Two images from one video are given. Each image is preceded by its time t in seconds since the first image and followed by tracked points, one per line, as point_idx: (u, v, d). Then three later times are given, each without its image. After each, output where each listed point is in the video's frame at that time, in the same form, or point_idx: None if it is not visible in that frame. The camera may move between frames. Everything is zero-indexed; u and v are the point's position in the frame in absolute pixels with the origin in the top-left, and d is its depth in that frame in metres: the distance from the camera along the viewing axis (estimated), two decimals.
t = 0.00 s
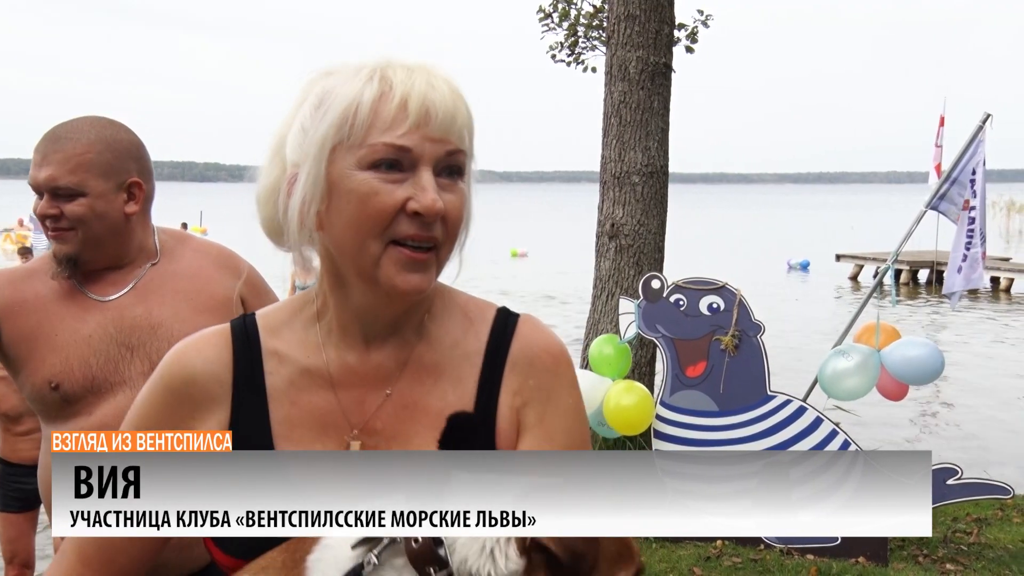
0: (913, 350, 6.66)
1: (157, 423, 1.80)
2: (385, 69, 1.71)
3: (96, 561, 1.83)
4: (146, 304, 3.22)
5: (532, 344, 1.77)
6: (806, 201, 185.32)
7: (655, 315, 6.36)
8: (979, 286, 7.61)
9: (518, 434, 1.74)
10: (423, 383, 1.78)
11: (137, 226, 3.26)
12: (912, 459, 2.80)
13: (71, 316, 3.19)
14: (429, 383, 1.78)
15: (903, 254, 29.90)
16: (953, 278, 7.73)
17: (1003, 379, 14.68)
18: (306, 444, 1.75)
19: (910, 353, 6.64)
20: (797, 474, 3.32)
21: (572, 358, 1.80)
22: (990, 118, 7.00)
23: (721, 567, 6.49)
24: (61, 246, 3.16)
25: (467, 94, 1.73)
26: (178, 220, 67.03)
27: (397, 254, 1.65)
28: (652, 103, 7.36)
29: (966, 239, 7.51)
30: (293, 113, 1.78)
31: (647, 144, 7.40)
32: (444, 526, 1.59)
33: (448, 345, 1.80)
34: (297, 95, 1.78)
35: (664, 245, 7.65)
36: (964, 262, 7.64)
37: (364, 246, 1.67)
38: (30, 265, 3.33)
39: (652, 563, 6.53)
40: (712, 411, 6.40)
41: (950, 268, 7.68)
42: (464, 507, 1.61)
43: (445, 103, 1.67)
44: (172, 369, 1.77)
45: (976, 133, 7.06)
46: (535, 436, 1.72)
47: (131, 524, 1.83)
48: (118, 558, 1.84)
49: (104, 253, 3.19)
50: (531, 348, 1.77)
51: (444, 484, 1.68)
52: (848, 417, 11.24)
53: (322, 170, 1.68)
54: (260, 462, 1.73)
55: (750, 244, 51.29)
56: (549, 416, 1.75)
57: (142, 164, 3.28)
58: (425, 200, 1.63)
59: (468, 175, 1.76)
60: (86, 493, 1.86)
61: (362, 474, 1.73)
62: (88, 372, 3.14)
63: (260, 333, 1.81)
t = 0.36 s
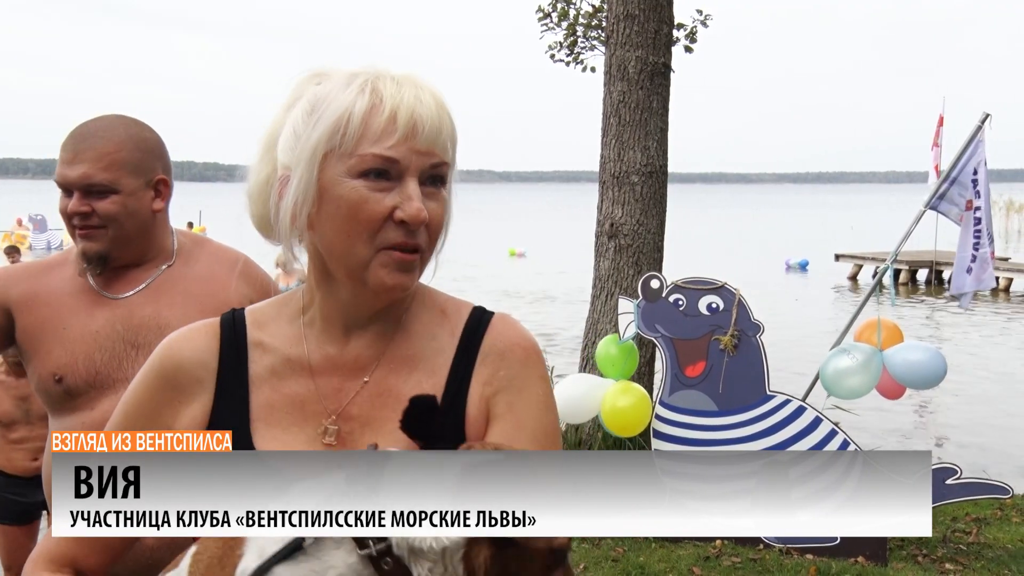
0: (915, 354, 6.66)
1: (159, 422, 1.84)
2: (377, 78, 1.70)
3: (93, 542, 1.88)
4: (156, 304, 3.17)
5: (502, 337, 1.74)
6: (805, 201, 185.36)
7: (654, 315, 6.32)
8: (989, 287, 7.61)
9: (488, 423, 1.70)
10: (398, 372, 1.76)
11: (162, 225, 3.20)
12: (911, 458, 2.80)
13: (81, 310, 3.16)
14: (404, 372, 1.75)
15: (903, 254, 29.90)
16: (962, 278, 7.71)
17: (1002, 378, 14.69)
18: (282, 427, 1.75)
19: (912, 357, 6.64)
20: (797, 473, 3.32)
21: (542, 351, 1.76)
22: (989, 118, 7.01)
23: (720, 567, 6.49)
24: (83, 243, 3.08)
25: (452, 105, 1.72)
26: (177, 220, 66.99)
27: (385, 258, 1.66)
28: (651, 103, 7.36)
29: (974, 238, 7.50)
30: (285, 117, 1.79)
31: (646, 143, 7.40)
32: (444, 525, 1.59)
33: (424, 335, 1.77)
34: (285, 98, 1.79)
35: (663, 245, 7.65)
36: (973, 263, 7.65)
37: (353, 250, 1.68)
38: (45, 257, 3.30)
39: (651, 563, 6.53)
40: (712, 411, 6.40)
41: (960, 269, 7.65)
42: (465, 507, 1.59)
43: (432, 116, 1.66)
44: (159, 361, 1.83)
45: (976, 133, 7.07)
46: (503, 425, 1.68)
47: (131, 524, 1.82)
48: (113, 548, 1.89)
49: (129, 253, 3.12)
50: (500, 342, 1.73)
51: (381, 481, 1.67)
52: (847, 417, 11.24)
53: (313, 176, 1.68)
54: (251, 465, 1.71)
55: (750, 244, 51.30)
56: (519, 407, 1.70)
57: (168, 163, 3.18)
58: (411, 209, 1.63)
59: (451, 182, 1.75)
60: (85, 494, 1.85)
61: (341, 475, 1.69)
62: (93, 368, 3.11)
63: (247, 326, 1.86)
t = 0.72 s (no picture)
0: (920, 350, 6.66)
1: (159, 423, 1.84)
2: (369, 82, 1.68)
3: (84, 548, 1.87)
4: (161, 304, 3.34)
5: (487, 324, 1.78)
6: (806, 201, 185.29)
7: (655, 315, 6.27)
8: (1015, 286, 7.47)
9: (478, 408, 1.73)
10: (385, 363, 1.79)
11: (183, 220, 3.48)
12: (912, 459, 2.81)
13: (89, 308, 3.35)
14: (392, 363, 1.78)
15: (903, 254, 29.91)
16: (984, 279, 7.58)
17: (1003, 378, 14.69)
18: (274, 423, 1.77)
19: (917, 354, 6.63)
20: (798, 473, 3.31)
21: (527, 335, 1.80)
22: (990, 118, 7.00)
23: (721, 567, 6.49)
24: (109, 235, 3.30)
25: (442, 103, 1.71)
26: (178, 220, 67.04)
27: (385, 260, 1.67)
28: (652, 103, 7.36)
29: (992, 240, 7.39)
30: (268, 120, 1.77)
31: (647, 143, 7.40)
32: (444, 526, 1.51)
33: (411, 327, 1.81)
34: (257, 99, 1.83)
35: (664, 245, 7.64)
36: (994, 263, 7.51)
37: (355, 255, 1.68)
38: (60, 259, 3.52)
39: (652, 563, 6.52)
40: (713, 411, 6.41)
41: (981, 270, 7.55)
42: (464, 506, 1.51)
43: (428, 118, 1.65)
44: (152, 364, 1.84)
45: (977, 133, 7.06)
46: (494, 410, 1.72)
47: (131, 524, 1.80)
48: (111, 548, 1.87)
49: (152, 246, 3.34)
50: (483, 332, 1.77)
51: (392, 481, 1.60)
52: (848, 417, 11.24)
53: (312, 185, 1.66)
54: (251, 468, 1.70)
55: (750, 244, 51.35)
56: (508, 391, 1.73)
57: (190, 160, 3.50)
58: (412, 214, 1.64)
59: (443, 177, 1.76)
60: (86, 494, 1.83)
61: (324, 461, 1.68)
62: (95, 364, 3.28)
63: (236, 327, 1.89)
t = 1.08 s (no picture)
0: (923, 343, 6.68)
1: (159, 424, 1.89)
2: (318, 69, 1.80)
3: (80, 562, 1.94)
4: (153, 301, 3.56)
5: (487, 321, 1.86)
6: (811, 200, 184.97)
7: (658, 314, 6.31)
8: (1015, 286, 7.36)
9: (484, 407, 1.81)
10: (385, 365, 1.87)
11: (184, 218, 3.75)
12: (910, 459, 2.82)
13: (84, 309, 3.56)
14: (393, 365, 1.87)
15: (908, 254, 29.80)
16: (983, 279, 7.46)
17: (1008, 378, 14.64)
18: (276, 432, 1.84)
19: (921, 347, 6.66)
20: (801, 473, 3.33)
21: (525, 333, 1.89)
22: (994, 117, 6.98)
23: (724, 567, 6.50)
24: (117, 230, 3.54)
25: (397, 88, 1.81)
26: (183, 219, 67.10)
27: (349, 244, 1.74)
28: (655, 103, 7.36)
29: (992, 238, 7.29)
30: (235, 121, 1.89)
31: (650, 143, 7.40)
32: (444, 526, 1.50)
33: (405, 326, 1.89)
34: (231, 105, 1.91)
35: (667, 245, 7.64)
36: (994, 262, 7.40)
37: (318, 242, 1.76)
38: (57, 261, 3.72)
39: (655, 562, 6.52)
40: (716, 411, 6.40)
41: (978, 270, 7.40)
42: (463, 506, 1.49)
43: (378, 99, 1.75)
44: (143, 374, 1.90)
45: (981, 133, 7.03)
46: (501, 407, 1.80)
47: (131, 524, 1.88)
48: (110, 550, 1.94)
49: (156, 242, 3.60)
50: (488, 326, 1.86)
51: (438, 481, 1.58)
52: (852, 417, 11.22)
53: (269, 173, 1.78)
54: (250, 471, 1.79)
55: (755, 243, 51.27)
56: (513, 389, 1.82)
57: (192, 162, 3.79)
58: (368, 193, 1.72)
59: (408, 163, 1.83)
60: (85, 493, 1.90)
61: (336, 466, 1.77)
62: (94, 361, 3.47)
63: (224, 334, 1.94)
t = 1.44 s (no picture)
0: (925, 334, 6.69)
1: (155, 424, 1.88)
2: (335, 74, 1.67)
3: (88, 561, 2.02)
4: (162, 290, 3.62)
5: (474, 306, 1.85)
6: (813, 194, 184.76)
7: (659, 309, 6.35)
8: (993, 281, 7.48)
9: (473, 390, 1.79)
10: (373, 354, 1.85)
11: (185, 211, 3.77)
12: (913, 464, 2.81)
13: (92, 299, 3.58)
14: (380, 355, 1.84)
15: (910, 248, 29.78)
16: (962, 271, 7.61)
17: (1009, 372, 14.64)
18: (266, 427, 1.83)
19: (922, 338, 6.66)
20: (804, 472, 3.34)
21: (511, 310, 1.86)
22: (997, 111, 6.96)
23: (724, 562, 6.51)
24: (123, 225, 3.57)
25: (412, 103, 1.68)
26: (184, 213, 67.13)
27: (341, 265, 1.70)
28: (657, 97, 7.35)
29: (978, 231, 7.43)
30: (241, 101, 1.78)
31: (651, 137, 7.39)
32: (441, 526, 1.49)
33: (394, 316, 1.86)
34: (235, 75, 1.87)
35: (668, 239, 7.64)
36: (976, 257, 7.53)
37: (309, 256, 1.71)
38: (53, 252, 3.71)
39: (655, 557, 6.53)
40: (717, 406, 6.39)
41: (960, 263, 7.54)
42: (464, 507, 1.48)
43: (392, 122, 1.63)
44: (132, 377, 1.88)
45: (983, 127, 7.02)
46: (490, 391, 1.78)
47: (131, 523, 1.93)
48: (114, 548, 2.02)
49: (161, 237, 3.64)
50: (476, 310, 1.84)
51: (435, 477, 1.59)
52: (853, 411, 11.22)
53: (265, 177, 1.69)
54: (239, 465, 1.79)
55: (757, 237, 51.27)
56: (501, 372, 1.80)
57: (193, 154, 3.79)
58: (368, 221, 1.65)
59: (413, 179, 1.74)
60: (85, 494, 1.95)
61: (332, 465, 1.77)
62: (108, 350, 3.53)
63: (213, 331, 1.92)
